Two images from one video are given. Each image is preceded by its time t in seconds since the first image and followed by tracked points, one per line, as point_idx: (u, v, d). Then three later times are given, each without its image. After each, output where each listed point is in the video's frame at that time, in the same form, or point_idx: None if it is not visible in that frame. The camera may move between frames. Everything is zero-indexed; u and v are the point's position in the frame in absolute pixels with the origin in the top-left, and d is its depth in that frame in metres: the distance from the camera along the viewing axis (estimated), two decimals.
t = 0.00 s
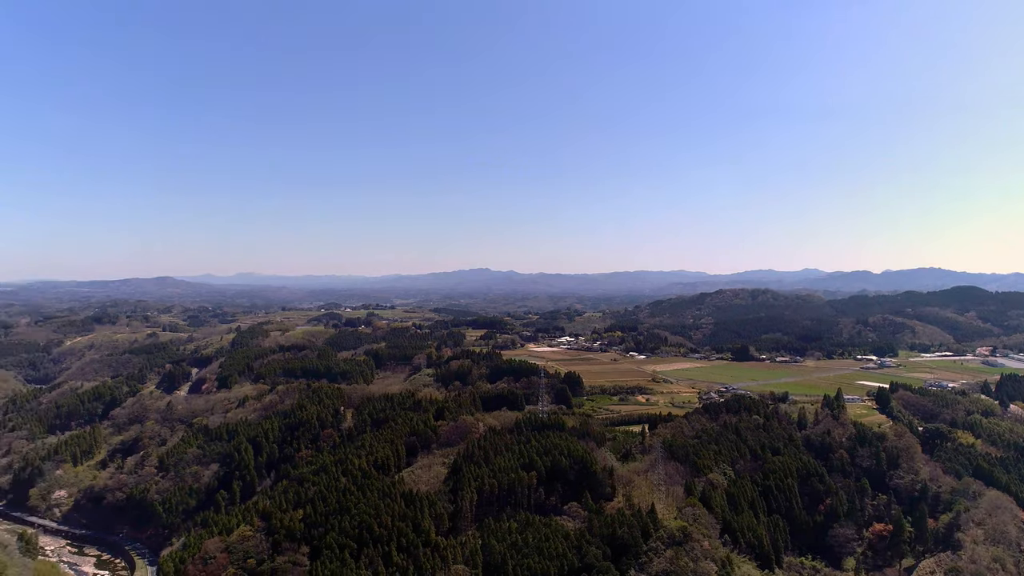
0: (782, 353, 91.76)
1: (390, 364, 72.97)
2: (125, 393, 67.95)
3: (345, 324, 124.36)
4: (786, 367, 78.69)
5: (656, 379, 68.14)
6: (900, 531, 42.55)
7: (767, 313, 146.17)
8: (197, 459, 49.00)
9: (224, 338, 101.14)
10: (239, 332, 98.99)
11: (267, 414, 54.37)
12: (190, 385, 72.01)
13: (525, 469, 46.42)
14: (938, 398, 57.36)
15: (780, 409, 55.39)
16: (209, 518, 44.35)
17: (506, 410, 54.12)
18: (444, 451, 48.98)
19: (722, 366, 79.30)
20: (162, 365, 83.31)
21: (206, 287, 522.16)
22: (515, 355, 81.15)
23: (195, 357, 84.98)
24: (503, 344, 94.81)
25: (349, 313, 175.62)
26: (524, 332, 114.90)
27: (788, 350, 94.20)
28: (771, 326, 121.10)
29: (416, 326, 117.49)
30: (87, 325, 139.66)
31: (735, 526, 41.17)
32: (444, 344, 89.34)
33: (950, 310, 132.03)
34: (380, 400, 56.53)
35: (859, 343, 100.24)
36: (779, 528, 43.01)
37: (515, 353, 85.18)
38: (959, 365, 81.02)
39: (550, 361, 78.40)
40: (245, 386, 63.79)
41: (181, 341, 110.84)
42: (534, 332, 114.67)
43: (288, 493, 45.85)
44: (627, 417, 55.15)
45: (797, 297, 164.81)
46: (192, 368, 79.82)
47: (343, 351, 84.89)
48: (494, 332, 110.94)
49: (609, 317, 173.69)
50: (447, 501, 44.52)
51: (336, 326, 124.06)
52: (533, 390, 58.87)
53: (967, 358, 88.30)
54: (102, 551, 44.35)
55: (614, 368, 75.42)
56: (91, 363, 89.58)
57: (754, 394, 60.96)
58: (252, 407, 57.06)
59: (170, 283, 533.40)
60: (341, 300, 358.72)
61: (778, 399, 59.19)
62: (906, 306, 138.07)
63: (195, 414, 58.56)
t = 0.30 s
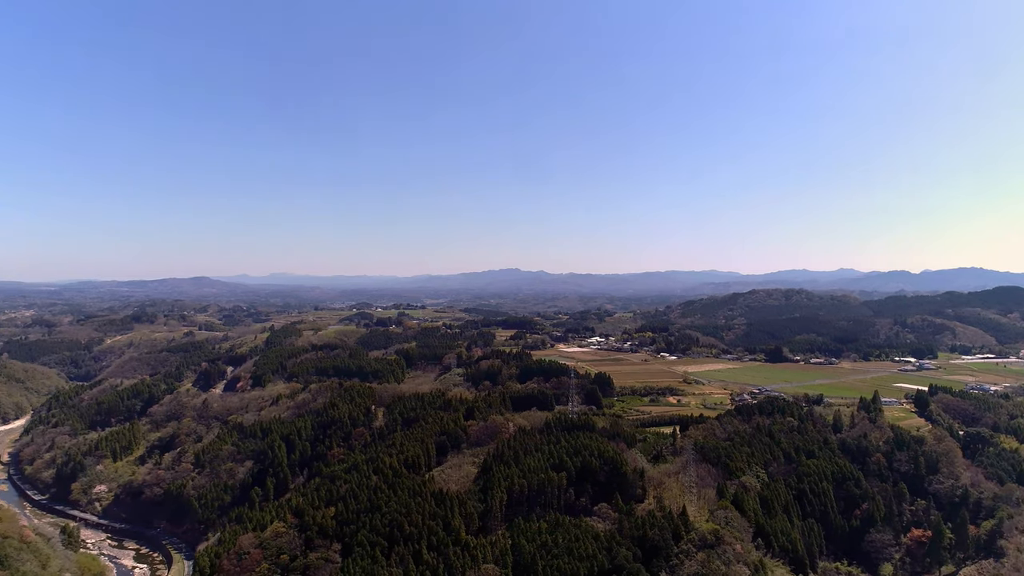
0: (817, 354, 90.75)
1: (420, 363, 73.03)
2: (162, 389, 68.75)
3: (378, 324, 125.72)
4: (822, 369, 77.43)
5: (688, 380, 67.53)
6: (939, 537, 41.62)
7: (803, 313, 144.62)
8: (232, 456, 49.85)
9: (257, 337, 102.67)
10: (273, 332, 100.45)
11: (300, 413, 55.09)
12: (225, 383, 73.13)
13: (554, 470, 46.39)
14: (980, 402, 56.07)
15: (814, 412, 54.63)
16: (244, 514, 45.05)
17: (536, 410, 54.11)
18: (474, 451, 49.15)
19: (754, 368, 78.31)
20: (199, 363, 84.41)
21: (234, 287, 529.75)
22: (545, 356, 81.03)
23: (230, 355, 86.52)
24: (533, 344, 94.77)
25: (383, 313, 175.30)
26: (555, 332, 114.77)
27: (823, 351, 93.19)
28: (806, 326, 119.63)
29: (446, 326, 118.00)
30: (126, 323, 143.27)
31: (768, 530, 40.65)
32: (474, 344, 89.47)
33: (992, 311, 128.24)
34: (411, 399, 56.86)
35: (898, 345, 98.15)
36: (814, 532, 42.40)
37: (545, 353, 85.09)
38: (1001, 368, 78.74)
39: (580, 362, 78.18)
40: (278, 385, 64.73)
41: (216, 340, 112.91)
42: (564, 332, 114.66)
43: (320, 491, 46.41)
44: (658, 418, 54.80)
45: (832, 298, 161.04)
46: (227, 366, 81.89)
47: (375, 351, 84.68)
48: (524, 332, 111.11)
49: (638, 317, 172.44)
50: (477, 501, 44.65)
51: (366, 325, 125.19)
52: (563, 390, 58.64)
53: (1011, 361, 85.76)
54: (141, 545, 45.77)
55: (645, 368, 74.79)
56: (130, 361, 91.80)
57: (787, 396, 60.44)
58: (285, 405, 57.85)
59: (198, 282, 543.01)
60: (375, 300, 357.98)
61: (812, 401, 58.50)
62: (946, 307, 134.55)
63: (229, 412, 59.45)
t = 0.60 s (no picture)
0: (853, 356, 89.59)
1: (451, 363, 73.03)
2: (198, 387, 69.66)
3: (410, 323, 126.95)
4: (857, 371, 76.17)
5: (720, 381, 66.83)
6: (981, 544, 40.62)
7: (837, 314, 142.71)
8: (265, 453, 50.69)
9: (290, 337, 103.97)
10: (307, 331, 101.17)
11: (332, 411, 55.77)
12: (259, 381, 74.28)
13: (584, 470, 46.32)
14: None
15: (850, 415, 53.84)
16: (277, 511, 45.71)
17: (566, 411, 54.01)
18: (504, 450, 49.27)
19: (788, 369, 77.33)
20: (234, 361, 86.12)
21: (261, 286, 537.87)
22: (575, 356, 80.77)
23: (263, 354, 87.84)
24: (563, 344, 94.75)
25: (414, 313, 176.17)
26: (585, 332, 114.64)
27: (859, 353, 92.08)
28: (840, 327, 117.90)
29: (476, 326, 118.53)
30: (163, 322, 146.60)
31: (802, 534, 40.05)
32: (504, 343, 89.64)
33: None
34: (441, 399, 57.16)
35: (938, 346, 96.03)
36: (850, 537, 41.73)
37: (575, 353, 84.96)
38: None
39: (611, 362, 77.94)
40: (310, 384, 65.65)
41: (250, 338, 114.91)
42: (594, 333, 114.60)
43: (352, 488, 46.92)
44: (690, 419, 54.41)
45: (869, 299, 157.19)
46: (260, 365, 82.55)
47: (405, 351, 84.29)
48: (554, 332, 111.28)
49: (667, 318, 170.84)
50: (507, 500, 44.72)
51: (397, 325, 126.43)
52: (594, 391, 58.37)
53: None
54: (178, 540, 46.82)
55: (677, 369, 74.10)
56: (168, 359, 93.97)
57: (822, 398, 59.96)
58: (318, 404, 58.56)
59: (225, 282, 552.38)
60: (403, 300, 358.96)
61: (848, 404, 57.75)
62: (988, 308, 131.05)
63: (263, 410, 60.31)
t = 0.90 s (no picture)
0: (886, 358, 88.34)
1: (478, 363, 72.95)
2: (230, 385, 70.98)
3: (438, 322, 127.79)
4: (891, 373, 74.92)
5: (750, 383, 66.11)
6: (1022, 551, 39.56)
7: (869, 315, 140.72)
8: (295, 451, 51.36)
9: (321, 336, 104.89)
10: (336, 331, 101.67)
11: (361, 410, 56.28)
12: (290, 380, 75.19)
13: (612, 471, 46.18)
14: None
15: (884, 417, 53.06)
16: (307, 509, 46.29)
17: (593, 411, 53.85)
18: (531, 451, 49.29)
19: (819, 371, 76.32)
20: (265, 360, 87.41)
21: (285, 287, 543.78)
22: (603, 357, 80.45)
23: (294, 353, 88.84)
24: (591, 344, 94.55)
25: (441, 313, 177.40)
26: (613, 332, 114.24)
27: (894, 355, 91.01)
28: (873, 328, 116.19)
29: (503, 326, 118.83)
30: (197, 322, 149.19)
31: (835, 538, 39.42)
32: (532, 343, 89.64)
33: None
34: (468, 398, 57.38)
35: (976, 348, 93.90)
36: (884, 542, 41.02)
37: (604, 353, 84.78)
38: None
39: (639, 363, 77.59)
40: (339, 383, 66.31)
41: (281, 338, 116.54)
42: (621, 333, 114.28)
43: (380, 487, 47.31)
44: (719, 421, 53.98)
45: (904, 299, 153.76)
46: (290, 364, 83.44)
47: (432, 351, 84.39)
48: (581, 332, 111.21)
49: (696, 319, 168.95)
50: (534, 501, 44.76)
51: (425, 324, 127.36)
52: (622, 391, 58.00)
53: None
54: (211, 535, 47.84)
55: (706, 370, 73.36)
56: (200, 357, 95.70)
57: (855, 399, 59.26)
58: (347, 403, 59.15)
59: (251, 282, 560.61)
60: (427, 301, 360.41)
61: (882, 407, 56.92)
62: None
63: (293, 409, 60.92)
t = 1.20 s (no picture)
0: (921, 360, 86.84)
1: (505, 363, 73.06)
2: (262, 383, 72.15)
3: (466, 322, 128.62)
4: (926, 375, 73.58)
5: (780, 384, 65.31)
6: None
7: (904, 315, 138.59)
8: (325, 449, 52.04)
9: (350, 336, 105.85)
10: (364, 331, 102.24)
11: (390, 409, 56.77)
12: (319, 379, 76.07)
13: (640, 473, 45.99)
14: None
15: (920, 420, 52.22)
16: (336, 506, 46.85)
17: (621, 412, 53.63)
18: (559, 451, 49.27)
19: (852, 373, 75.23)
20: (295, 359, 88.60)
21: (310, 287, 548.51)
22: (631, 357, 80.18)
23: (323, 352, 89.87)
24: (619, 344, 94.27)
25: (469, 313, 178.47)
26: (640, 333, 113.78)
27: (930, 357, 89.64)
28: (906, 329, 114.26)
29: (530, 326, 119.06)
30: (229, 322, 151.82)
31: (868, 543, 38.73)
32: (559, 343, 89.60)
33: None
34: (495, 398, 57.59)
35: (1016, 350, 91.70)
36: (919, 548, 40.29)
37: (632, 354, 84.55)
38: None
39: (668, 363, 77.23)
40: (368, 382, 66.90)
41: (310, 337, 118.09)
42: (649, 333, 113.83)
43: (408, 486, 47.68)
44: (749, 423, 53.50)
45: (939, 300, 150.20)
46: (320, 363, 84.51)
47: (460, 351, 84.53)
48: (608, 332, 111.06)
49: (725, 319, 167.24)
50: (561, 501, 44.76)
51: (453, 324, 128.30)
52: (650, 392, 57.60)
53: None
54: (243, 532, 48.76)
55: (735, 372, 72.65)
56: (232, 356, 97.37)
57: (889, 402, 58.45)
58: (375, 402, 59.72)
59: (275, 282, 569.53)
60: (451, 301, 361.95)
61: (917, 410, 56.00)
62: None
63: (322, 407, 61.61)
